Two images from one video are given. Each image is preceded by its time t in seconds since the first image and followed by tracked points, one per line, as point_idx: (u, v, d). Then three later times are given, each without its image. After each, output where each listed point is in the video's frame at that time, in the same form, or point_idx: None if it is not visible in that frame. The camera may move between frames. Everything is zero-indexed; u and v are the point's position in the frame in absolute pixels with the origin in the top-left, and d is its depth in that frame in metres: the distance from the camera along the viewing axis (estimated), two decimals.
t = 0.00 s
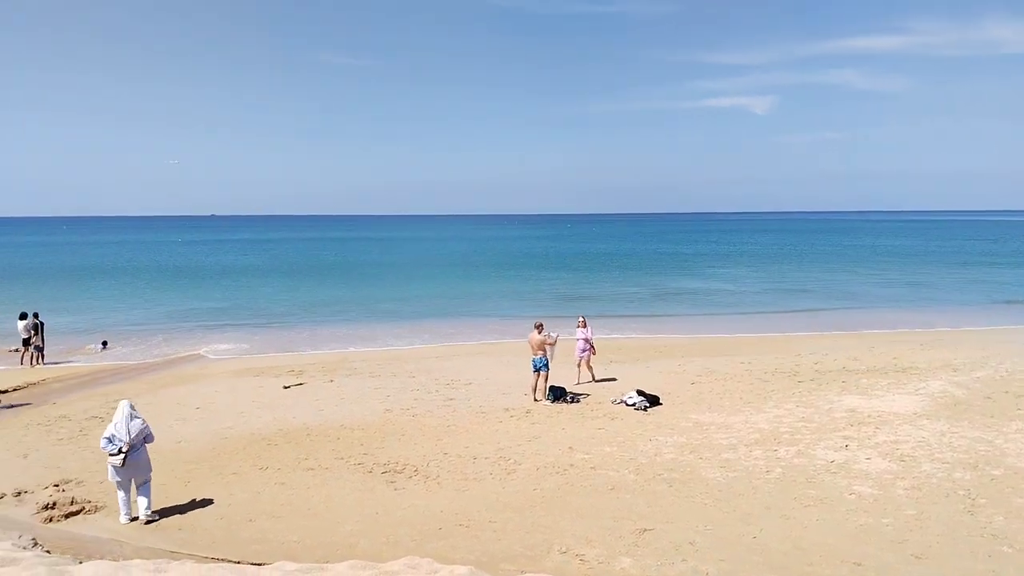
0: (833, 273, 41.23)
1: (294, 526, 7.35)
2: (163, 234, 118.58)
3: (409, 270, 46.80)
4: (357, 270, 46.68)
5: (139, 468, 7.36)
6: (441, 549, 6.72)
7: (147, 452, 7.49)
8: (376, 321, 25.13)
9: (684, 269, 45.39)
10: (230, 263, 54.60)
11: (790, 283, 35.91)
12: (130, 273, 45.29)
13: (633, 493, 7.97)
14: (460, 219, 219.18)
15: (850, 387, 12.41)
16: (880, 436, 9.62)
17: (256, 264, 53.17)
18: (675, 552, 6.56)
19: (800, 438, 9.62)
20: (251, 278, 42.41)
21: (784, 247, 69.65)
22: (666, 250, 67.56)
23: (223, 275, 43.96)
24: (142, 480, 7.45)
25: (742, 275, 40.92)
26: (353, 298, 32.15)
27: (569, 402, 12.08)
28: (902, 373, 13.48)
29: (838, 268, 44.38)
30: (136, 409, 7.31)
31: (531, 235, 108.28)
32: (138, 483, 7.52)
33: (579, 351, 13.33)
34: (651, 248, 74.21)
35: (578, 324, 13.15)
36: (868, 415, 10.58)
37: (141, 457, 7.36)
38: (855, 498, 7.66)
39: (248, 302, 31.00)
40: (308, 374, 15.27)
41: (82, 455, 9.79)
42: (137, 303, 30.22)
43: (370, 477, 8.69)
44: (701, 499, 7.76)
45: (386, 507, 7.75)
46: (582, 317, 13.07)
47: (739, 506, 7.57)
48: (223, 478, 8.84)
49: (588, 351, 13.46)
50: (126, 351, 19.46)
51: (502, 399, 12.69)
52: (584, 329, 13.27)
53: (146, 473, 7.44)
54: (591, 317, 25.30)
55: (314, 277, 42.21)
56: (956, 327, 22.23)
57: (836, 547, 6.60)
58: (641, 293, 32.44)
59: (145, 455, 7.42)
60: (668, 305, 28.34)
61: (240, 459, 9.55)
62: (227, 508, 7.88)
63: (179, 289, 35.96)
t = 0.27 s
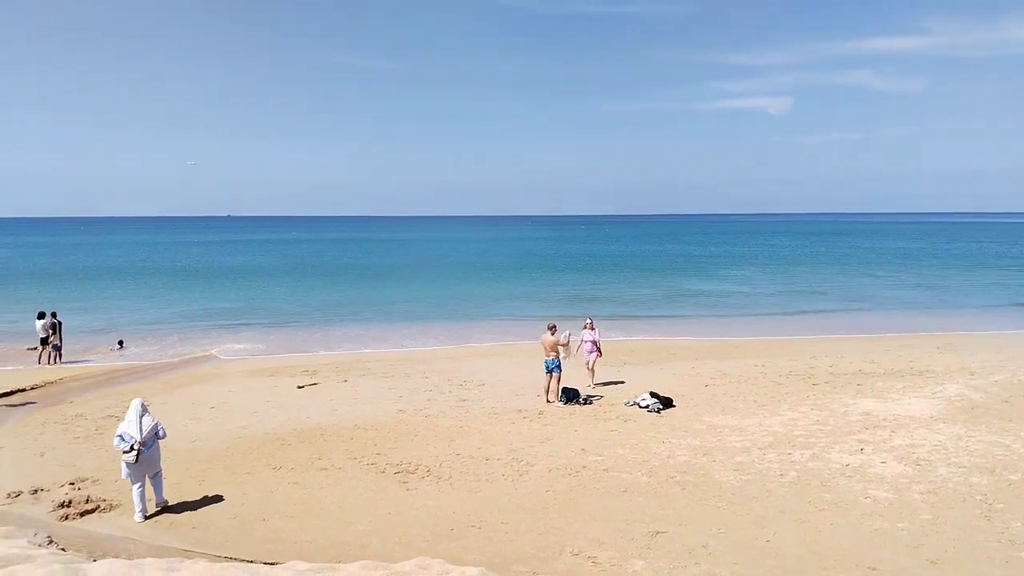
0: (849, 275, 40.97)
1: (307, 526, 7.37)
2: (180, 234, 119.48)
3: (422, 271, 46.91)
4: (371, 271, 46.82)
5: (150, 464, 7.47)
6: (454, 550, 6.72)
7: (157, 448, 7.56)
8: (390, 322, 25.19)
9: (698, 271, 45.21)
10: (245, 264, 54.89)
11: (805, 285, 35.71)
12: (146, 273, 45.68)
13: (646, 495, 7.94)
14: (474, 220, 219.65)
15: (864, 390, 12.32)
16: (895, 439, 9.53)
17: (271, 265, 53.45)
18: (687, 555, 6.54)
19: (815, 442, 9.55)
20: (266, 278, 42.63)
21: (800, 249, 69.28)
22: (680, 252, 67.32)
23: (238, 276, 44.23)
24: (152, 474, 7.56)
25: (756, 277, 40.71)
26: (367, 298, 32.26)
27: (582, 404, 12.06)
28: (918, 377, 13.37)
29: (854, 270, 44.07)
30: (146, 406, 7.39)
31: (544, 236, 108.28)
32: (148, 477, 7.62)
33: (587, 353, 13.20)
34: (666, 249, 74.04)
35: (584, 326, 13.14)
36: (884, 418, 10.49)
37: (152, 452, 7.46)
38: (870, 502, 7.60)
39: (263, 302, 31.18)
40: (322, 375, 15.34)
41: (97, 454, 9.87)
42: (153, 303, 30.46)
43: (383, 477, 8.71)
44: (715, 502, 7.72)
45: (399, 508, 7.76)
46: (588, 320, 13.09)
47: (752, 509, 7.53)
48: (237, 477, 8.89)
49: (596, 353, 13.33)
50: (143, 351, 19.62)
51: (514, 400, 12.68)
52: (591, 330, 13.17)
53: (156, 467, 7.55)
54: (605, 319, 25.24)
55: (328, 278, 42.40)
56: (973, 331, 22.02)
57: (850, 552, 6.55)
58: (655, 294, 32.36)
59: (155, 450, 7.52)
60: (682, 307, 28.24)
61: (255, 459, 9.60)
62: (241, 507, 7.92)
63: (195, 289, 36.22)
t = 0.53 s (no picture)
0: (861, 274, 40.75)
1: (319, 528, 7.39)
2: (192, 237, 120.18)
3: (433, 273, 46.99)
4: (381, 273, 46.93)
5: (163, 464, 7.53)
6: (464, 551, 6.72)
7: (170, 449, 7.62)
8: (400, 324, 25.24)
9: (709, 271, 45.06)
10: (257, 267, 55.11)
11: (817, 285, 35.51)
12: (159, 277, 45.98)
13: (657, 496, 7.92)
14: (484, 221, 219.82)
15: (877, 390, 12.23)
16: (909, 439, 9.46)
17: (282, 268, 53.62)
18: (699, 556, 6.51)
19: (827, 442, 9.49)
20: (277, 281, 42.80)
21: (812, 248, 69.00)
22: (691, 252, 67.10)
23: (249, 279, 44.42)
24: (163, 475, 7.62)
25: (768, 276, 40.52)
26: (377, 300, 32.34)
27: (593, 405, 12.03)
28: (932, 376, 13.27)
29: (866, 269, 43.80)
30: (164, 406, 7.47)
31: (554, 237, 108.23)
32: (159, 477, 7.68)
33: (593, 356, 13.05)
34: (677, 249, 73.90)
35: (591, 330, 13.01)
36: (897, 418, 10.41)
37: (166, 453, 7.52)
38: (883, 503, 7.55)
39: (274, 305, 31.31)
40: (333, 377, 15.37)
41: (110, 456, 9.93)
42: (166, 306, 30.66)
43: (394, 480, 8.72)
44: (726, 503, 7.68)
45: (409, 510, 7.77)
46: (596, 322, 12.98)
47: (764, 510, 7.49)
48: (248, 480, 8.92)
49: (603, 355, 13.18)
50: (155, 353, 19.74)
51: (525, 402, 12.67)
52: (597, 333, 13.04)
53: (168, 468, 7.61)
54: (615, 319, 25.19)
55: (339, 280, 42.51)
56: (987, 329, 21.83)
57: (863, 553, 6.51)
58: (665, 295, 32.27)
59: (169, 450, 7.58)
60: (693, 307, 28.15)
61: (266, 461, 9.63)
62: (253, 509, 7.94)
63: (207, 292, 36.43)
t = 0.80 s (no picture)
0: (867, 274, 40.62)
1: (323, 522, 7.40)
2: (199, 232, 120.53)
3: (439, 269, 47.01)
4: (387, 269, 46.95)
5: (169, 451, 7.78)
6: (468, 547, 6.73)
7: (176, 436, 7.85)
8: (405, 320, 25.24)
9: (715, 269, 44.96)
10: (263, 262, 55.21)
11: (823, 284, 35.41)
12: (165, 271, 46.12)
13: (661, 494, 7.91)
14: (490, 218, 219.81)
15: (883, 390, 12.19)
16: (914, 440, 9.43)
17: (288, 263, 53.69)
18: (702, 555, 6.50)
19: (832, 442, 9.46)
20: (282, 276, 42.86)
21: (819, 247, 68.79)
22: (697, 250, 66.97)
23: (255, 274, 44.49)
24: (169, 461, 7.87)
25: (775, 275, 40.40)
26: (382, 296, 32.36)
27: (597, 402, 12.02)
28: (938, 377, 13.21)
29: (873, 269, 43.66)
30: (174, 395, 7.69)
31: (560, 234, 108.18)
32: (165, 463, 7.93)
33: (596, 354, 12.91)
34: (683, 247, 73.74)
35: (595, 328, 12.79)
36: (903, 419, 10.37)
37: (172, 440, 7.77)
38: (887, 503, 7.53)
39: (280, 300, 31.35)
40: (338, 372, 15.38)
41: (116, 449, 9.97)
42: (172, 301, 30.76)
43: (398, 475, 8.73)
44: (731, 502, 7.67)
45: (413, 505, 7.78)
46: (599, 320, 12.83)
47: (768, 509, 7.48)
48: (253, 473, 8.94)
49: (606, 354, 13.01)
50: (161, 347, 19.80)
51: (529, 399, 12.66)
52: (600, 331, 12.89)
53: (174, 455, 7.86)
54: (620, 317, 25.15)
55: (344, 276, 42.55)
56: (995, 330, 21.74)
57: (868, 553, 6.49)
58: (671, 293, 32.22)
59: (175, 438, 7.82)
60: (699, 306, 28.11)
61: (271, 455, 9.65)
62: (257, 503, 7.97)
63: (213, 287, 36.54)
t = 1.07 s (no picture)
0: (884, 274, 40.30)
1: (337, 519, 7.43)
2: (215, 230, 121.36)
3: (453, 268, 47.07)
4: (401, 268, 47.07)
5: (185, 445, 8.04)
6: (482, 546, 6.73)
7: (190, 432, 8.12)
8: (419, 319, 25.30)
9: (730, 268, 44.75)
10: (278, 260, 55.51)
11: (839, 283, 35.16)
12: (182, 269, 46.47)
13: (675, 494, 7.88)
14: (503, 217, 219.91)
15: (901, 390, 12.09)
16: (931, 441, 9.34)
17: (303, 261, 53.91)
18: (716, 555, 6.48)
19: (848, 443, 9.39)
20: (297, 275, 43.04)
21: (835, 247, 68.31)
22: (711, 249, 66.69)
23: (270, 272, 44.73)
24: (184, 457, 8.13)
25: (790, 275, 40.18)
26: (396, 295, 32.45)
27: (611, 402, 11.99)
28: (956, 377, 13.08)
29: (890, 268, 43.29)
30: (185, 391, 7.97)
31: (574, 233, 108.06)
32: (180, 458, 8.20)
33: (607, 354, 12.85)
34: (698, 246, 73.45)
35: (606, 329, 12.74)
36: (920, 420, 10.28)
37: (186, 435, 8.03)
38: (904, 505, 7.46)
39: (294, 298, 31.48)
40: (352, 370, 15.44)
41: (133, 446, 10.05)
42: (188, 299, 30.98)
43: (412, 473, 8.75)
44: (745, 502, 7.63)
45: (427, 503, 7.80)
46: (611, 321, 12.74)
47: (783, 510, 7.44)
48: (268, 471, 8.99)
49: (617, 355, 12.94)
50: (177, 344, 19.96)
51: (543, 398, 12.65)
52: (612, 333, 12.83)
53: (190, 449, 8.12)
54: (634, 316, 25.09)
55: (358, 275, 42.68)
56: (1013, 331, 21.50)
57: (884, 554, 6.44)
58: (686, 292, 32.10)
59: (190, 434, 8.08)
60: (714, 305, 27.98)
61: (286, 452, 9.71)
62: (272, 500, 8.01)
63: (229, 285, 36.77)
